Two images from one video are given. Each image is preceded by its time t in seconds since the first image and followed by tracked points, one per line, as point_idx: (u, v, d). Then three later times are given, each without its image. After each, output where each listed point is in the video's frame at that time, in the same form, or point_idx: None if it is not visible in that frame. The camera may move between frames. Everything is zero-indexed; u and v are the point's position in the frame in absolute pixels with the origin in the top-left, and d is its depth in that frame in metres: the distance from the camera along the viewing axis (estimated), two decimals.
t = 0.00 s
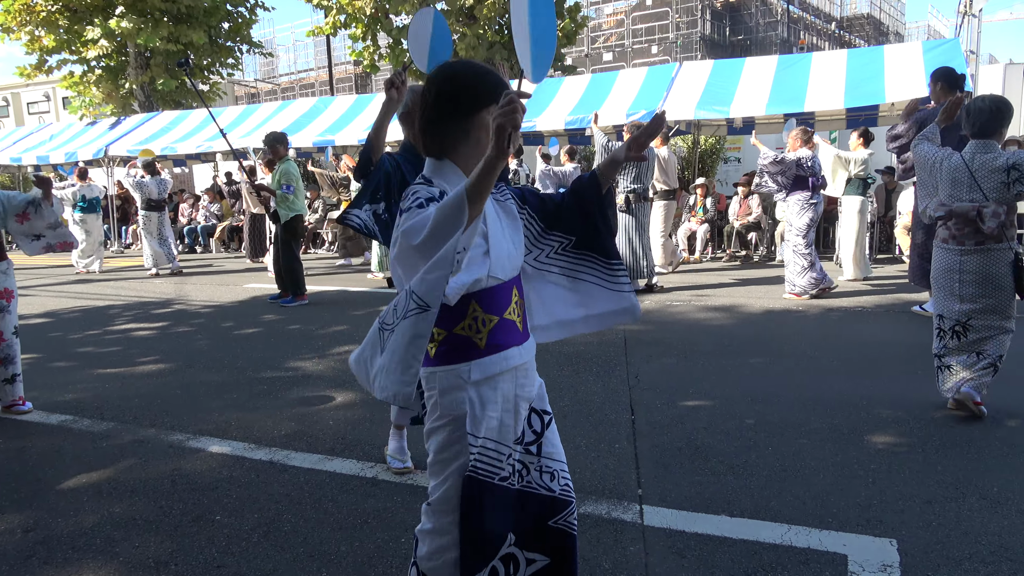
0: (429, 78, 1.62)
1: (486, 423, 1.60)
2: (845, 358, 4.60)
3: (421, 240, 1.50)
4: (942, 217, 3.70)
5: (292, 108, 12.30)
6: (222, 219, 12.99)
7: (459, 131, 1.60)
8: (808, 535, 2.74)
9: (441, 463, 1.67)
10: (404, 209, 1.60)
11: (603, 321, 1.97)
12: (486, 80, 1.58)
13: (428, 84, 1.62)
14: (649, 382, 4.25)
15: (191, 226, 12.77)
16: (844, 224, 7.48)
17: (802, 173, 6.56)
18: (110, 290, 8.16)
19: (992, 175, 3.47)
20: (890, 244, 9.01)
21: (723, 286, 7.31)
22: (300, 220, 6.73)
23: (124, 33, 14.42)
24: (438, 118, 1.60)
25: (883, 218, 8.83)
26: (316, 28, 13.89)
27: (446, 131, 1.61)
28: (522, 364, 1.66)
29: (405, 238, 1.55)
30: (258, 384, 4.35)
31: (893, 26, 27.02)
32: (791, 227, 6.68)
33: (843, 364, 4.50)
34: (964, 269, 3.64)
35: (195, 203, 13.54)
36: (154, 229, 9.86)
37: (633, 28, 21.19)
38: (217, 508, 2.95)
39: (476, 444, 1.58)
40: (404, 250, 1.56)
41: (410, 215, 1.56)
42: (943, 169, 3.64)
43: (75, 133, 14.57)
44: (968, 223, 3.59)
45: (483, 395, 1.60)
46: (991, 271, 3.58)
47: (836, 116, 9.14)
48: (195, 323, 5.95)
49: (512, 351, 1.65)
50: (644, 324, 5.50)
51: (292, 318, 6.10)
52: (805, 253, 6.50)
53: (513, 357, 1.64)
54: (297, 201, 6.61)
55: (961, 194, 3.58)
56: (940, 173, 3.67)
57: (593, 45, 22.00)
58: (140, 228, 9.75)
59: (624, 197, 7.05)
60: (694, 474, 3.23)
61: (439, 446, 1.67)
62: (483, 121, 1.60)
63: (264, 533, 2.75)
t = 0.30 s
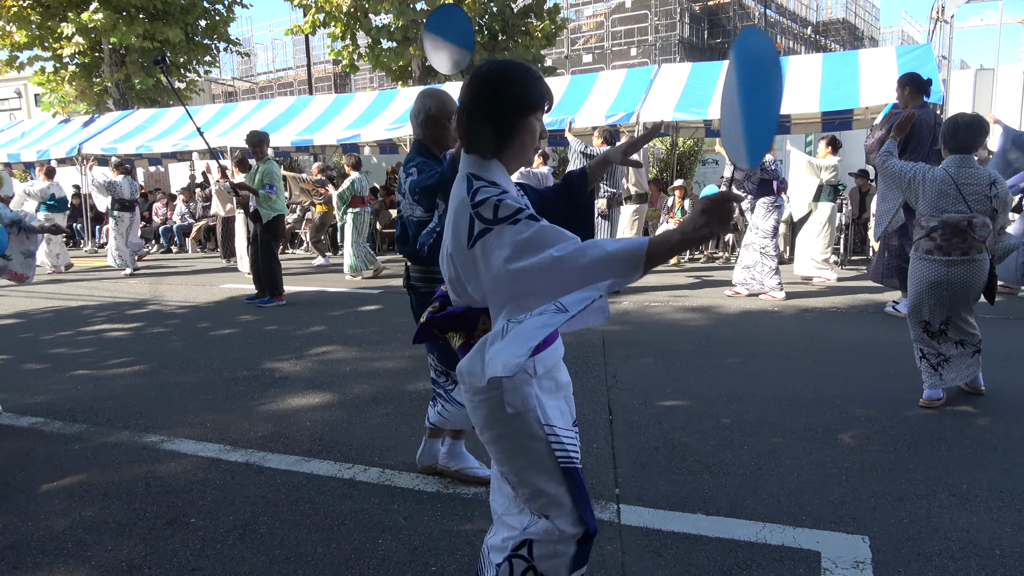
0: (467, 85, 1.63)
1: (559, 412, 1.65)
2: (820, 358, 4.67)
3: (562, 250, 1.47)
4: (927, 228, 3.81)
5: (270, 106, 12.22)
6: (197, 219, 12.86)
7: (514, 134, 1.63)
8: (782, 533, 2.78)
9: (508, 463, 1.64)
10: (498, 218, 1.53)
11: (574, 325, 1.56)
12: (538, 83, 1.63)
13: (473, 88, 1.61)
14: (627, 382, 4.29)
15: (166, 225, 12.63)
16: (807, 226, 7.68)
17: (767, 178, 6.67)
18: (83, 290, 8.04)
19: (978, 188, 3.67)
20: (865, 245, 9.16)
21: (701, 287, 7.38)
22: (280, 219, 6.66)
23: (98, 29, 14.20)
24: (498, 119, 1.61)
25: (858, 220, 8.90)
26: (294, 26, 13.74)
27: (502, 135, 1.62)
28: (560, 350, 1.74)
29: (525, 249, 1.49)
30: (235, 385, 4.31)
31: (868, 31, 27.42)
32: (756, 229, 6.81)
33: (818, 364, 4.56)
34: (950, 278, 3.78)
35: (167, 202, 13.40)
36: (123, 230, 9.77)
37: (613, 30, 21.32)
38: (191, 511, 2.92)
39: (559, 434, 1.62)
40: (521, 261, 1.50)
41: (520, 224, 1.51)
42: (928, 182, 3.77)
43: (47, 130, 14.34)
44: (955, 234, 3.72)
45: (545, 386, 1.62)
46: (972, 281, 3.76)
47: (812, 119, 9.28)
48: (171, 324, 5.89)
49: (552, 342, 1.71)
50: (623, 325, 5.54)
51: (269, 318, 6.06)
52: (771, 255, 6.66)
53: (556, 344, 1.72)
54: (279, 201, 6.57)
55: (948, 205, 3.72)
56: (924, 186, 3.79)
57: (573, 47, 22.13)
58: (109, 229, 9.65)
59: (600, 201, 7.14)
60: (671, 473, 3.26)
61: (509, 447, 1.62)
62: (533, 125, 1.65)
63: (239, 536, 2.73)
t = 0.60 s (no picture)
0: (501, 85, 1.61)
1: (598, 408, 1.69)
2: (789, 357, 4.74)
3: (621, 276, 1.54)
4: (916, 228, 3.84)
5: (240, 105, 12.07)
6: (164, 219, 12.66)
7: (552, 133, 1.62)
8: (751, 530, 2.82)
9: (552, 460, 1.61)
10: (563, 222, 1.51)
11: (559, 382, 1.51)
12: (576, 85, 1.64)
13: (512, 84, 1.59)
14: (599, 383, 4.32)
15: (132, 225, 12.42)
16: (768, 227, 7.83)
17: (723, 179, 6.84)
18: (47, 291, 7.87)
19: (958, 190, 3.80)
20: (832, 246, 9.25)
21: (673, 288, 7.46)
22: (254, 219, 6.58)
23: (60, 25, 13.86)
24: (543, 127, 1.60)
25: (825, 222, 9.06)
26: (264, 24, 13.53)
27: (541, 134, 1.61)
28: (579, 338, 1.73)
29: (590, 256, 1.52)
30: (204, 388, 4.25)
31: (835, 36, 27.83)
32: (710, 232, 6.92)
33: (786, 363, 4.64)
34: (932, 276, 3.87)
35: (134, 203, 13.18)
36: (87, 230, 9.59)
37: (585, 32, 21.41)
38: (158, 516, 2.88)
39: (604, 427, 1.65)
40: (583, 269, 1.52)
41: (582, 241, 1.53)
42: (915, 183, 3.82)
43: (8, 128, 14.00)
44: (941, 234, 3.80)
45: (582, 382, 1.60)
46: (950, 280, 3.89)
47: (780, 123, 9.42)
48: (137, 326, 5.79)
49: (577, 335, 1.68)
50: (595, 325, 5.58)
51: (238, 320, 5.99)
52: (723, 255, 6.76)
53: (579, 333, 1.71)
54: (253, 201, 6.49)
55: (935, 206, 3.80)
56: (908, 186, 3.84)
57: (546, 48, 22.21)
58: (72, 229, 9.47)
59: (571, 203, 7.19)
60: (642, 472, 3.30)
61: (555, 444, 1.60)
62: (568, 126, 1.65)
63: (207, 541, 2.70)
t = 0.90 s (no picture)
0: (514, 88, 1.62)
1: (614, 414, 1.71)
2: (764, 358, 4.81)
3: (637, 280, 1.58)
4: (893, 234, 3.91)
5: (215, 102, 11.95)
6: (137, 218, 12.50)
7: (568, 134, 1.63)
8: (725, 528, 2.86)
9: (571, 470, 1.62)
10: (585, 223, 1.53)
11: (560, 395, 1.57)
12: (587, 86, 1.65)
13: (527, 86, 1.60)
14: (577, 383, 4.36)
15: (104, 223, 12.24)
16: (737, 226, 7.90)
17: (700, 181, 6.89)
18: (16, 291, 7.73)
19: (933, 198, 3.89)
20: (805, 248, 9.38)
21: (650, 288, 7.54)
22: (235, 218, 6.56)
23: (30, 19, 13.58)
24: (560, 133, 1.62)
25: (800, 224, 9.15)
26: (240, 21, 13.35)
27: (558, 135, 1.62)
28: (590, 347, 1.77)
29: (610, 259, 1.55)
30: (179, 389, 4.21)
31: (810, 40, 28.13)
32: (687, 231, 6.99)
33: (761, 363, 4.71)
34: (908, 281, 3.94)
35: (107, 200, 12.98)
36: (57, 228, 9.43)
37: (563, 33, 21.47)
38: (130, 518, 2.84)
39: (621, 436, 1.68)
40: (603, 272, 1.55)
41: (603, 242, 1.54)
42: (893, 190, 3.91)
43: None
44: (916, 240, 3.88)
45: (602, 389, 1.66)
46: (923, 287, 3.97)
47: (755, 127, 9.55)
48: (109, 326, 5.71)
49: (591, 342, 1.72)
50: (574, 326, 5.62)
51: (214, 320, 5.93)
52: (699, 255, 6.89)
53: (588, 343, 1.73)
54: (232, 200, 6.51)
55: (912, 213, 3.89)
56: (887, 193, 3.93)
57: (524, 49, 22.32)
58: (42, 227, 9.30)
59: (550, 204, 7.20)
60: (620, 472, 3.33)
61: (575, 453, 1.62)
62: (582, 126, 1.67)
63: (181, 543, 2.67)
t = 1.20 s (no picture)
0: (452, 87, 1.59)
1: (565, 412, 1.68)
2: (740, 357, 4.87)
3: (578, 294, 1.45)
4: (852, 227, 3.99)
5: (192, 101, 11.82)
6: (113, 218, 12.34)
7: (508, 129, 1.59)
8: (703, 526, 2.89)
9: (520, 467, 1.59)
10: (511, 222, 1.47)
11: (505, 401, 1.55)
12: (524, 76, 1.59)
13: (461, 86, 1.57)
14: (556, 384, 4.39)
15: (79, 224, 12.06)
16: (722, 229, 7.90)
17: (686, 182, 6.95)
18: None
19: (896, 189, 3.89)
20: (782, 248, 9.46)
21: (629, 289, 7.60)
22: (215, 218, 6.47)
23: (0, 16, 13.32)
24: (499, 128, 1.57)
25: (776, 224, 9.23)
26: (216, 20, 13.18)
27: (497, 132, 1.58)
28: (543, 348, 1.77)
29: (540, 265, 1.45)
30: (154, 392, 4.16)
31: (786, 42, 28.43)
32: (678, 233, 7.02)
33: (737, 362, 4.76)
34: (872, 274, 3.98)
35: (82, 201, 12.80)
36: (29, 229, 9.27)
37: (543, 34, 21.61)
38: (105, 523, 2.81)
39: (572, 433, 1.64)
40: (535, 278, 1.46)
41: (530, 240, 1.47)
42: (853, 182, 3.95)
43: None
44: (876, 233, 3.92)
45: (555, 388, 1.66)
46: (890, 276, 3.99)
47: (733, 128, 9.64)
48: (84, 328, 5.63)
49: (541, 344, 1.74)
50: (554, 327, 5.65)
51: (190, 322, 5.87)
52: (690, 256, 6.88)
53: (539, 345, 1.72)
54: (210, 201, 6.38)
55: (872, 205, 3.92)
56: (847, 187, 3.97)
57: (504, 50, 22.37)
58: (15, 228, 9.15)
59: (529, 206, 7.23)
60: (599, 471, 3.35)
61: (522, 451, 1.58)
62: (525, 119, 1.61)
63: (157, 547, 2.65)
